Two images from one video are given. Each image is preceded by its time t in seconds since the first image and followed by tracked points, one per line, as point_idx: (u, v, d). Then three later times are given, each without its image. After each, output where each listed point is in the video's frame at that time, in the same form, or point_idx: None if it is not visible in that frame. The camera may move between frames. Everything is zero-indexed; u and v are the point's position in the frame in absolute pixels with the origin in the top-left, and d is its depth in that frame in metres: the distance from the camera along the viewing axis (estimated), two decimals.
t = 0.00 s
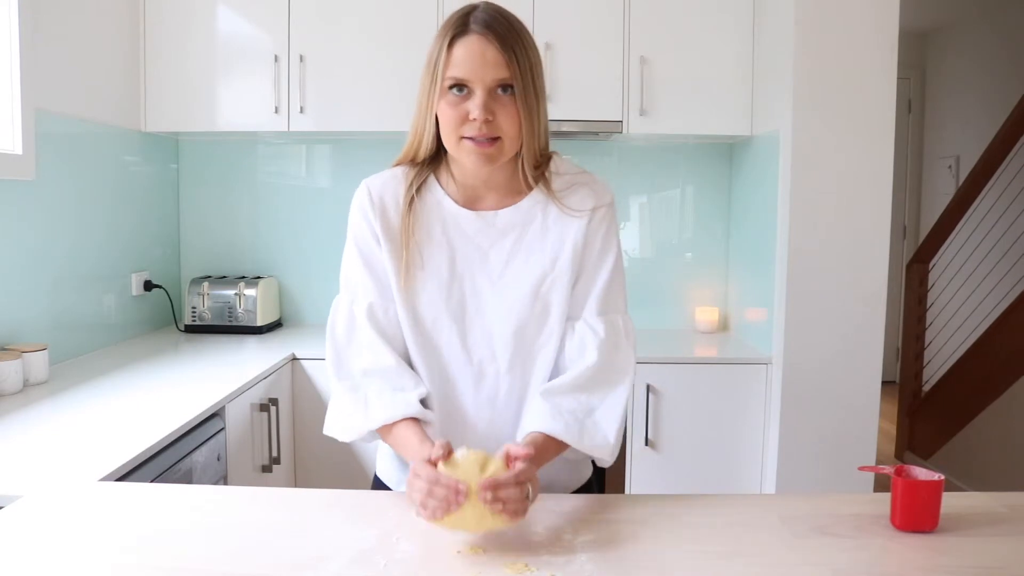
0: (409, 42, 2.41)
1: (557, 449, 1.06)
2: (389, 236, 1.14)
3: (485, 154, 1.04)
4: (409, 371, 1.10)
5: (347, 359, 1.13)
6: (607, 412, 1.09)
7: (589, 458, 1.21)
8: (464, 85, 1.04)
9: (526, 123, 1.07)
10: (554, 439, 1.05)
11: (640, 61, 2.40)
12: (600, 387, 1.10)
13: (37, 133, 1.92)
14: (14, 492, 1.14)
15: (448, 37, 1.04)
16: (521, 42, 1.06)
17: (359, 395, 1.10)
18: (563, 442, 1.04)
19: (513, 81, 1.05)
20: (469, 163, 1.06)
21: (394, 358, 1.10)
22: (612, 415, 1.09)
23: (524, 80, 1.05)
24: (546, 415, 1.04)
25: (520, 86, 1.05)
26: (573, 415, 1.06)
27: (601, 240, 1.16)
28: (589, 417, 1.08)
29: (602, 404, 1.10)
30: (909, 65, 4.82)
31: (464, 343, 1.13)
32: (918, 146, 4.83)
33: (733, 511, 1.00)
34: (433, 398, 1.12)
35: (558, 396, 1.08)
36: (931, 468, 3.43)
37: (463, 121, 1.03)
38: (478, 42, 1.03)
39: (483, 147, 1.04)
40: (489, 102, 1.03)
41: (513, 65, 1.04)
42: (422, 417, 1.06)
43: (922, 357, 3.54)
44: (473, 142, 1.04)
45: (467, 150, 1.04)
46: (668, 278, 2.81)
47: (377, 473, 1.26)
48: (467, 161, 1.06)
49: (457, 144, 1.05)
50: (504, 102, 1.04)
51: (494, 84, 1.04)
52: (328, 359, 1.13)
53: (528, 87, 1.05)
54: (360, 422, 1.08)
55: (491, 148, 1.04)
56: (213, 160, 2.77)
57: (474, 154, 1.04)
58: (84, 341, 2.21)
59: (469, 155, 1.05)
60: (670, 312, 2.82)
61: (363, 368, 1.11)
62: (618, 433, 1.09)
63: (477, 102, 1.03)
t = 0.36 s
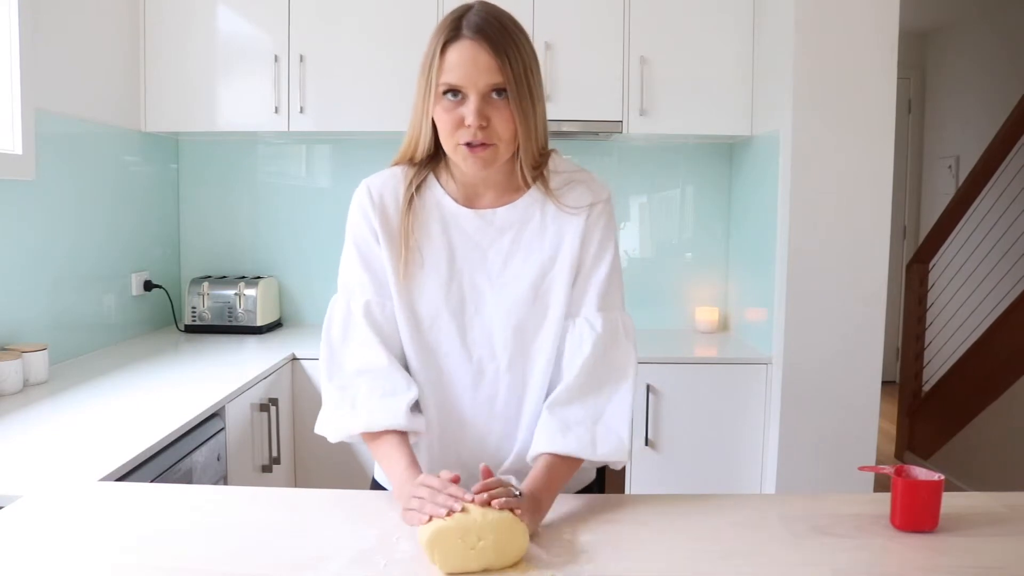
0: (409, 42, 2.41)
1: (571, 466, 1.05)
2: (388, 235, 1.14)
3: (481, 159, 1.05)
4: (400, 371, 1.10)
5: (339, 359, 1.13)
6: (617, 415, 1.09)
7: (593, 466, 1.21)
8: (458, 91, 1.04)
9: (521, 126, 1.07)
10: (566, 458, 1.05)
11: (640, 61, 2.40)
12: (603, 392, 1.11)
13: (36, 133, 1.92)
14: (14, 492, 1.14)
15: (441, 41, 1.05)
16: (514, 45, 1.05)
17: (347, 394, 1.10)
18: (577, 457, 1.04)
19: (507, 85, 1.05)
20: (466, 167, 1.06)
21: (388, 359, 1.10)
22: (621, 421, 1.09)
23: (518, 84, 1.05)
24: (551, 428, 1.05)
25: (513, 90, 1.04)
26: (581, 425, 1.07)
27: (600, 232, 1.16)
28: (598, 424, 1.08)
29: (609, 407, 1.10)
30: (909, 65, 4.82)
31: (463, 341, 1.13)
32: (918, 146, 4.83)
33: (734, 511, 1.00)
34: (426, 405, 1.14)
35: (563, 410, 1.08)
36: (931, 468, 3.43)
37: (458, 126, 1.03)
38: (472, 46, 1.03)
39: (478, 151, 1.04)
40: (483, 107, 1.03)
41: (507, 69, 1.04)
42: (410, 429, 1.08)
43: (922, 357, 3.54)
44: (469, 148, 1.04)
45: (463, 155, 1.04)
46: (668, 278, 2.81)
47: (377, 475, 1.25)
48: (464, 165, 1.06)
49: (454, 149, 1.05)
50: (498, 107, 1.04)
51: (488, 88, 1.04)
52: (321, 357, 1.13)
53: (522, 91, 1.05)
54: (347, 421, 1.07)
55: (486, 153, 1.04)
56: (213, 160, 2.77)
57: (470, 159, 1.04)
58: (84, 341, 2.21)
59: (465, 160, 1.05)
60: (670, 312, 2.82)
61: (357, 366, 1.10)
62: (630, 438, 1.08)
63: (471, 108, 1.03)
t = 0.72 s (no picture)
0: (409, 42, 2.41)
1: (559, 455, 1.05)
2: (386, 236, 1.14)
3: (480, 166, 1.05)
4: (404, 375, 1.09)
5: (339, 364, 1.12)
6: (608, 410, 1.09)
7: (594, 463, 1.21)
8: (456, 98, 1.03)
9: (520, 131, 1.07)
10: (555, 446, 1.04)
11: (640, 61, 2.40)
12: (598, 385, 1.10)
13: (36, 133, 1.92)
14: (14, 492, 1.14)
15: (436, 46, 1.04)
16: (510, 48, 1.04)
17: (349, 399, 1.10)
18: (566, 445, 1.04)
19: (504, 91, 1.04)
20: (465, 173, 1.06)
21: (388, 361, 1.09)
22: (611, 413, 1.09)
23: (516, 89, 1.04)
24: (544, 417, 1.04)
25: (511, 95, 1.04)
26: (573, 416, 1.06)
27: (599, 233, 1.16)
28: (590, 416, 1.08)
29: (601, 401, 1.09)
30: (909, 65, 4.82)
31: (464, 341, 1.13)
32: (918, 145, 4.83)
33: (733, 510, 1.00)
34: (428, 404, 1.14)
35: (556, 399, 1.07)
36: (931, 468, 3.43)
37: (457, 133, 1.03)
38: (468, 53, 1.02)
39: (477, 157, 1.04)
40: (482, 114, 1.03)
41: (504, 74, 1.03)
42: (415, 426, 1.06)
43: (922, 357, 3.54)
44: (468, 155, 1.04)
45: (462, 162, 1.05)
46: (668, 278, 2.81)
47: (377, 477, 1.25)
48: (464, 172, 1.06)
49: (453, 156, 1.05)
50: (497, 111, 1.04)
51: (486, 95, 1.03)
52: (320, 361, 1.12)
53: (520, 96, 1.05)
54: (352, 426, 1.07)
55: (485, 160, 1.05)
56: (213, 160, 2.77)
57: (470, 166, 1.04)
58: (84, 341, 2.21)
59: (465, 167, 1.05)
60: (670, 311, 2.82)
61: (357, 370, 1.10)
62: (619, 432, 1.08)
63: (470, 115, 1.02)
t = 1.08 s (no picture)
0: (409, 42, 2.41)
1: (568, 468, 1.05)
2: (387, 230, 1.14)
3: (487, 163, 1.04)
4: (403, 372, 1.09)
5: (338, 358, 1.12)
6: (617, 411, 1.08)
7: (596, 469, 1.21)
8: (463, 93, 1.03)
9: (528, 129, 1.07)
10: (564, 456, 1.04)
11: (640, 61, 2.40)
12: (607, 390, 1.10)
13: (36, 133, 1.92)
14: (14, 492, 1.14)
15: (444, 39, 1.04)
16: (518, 43, 1.05)
17: (347, 393, 1.09)
18: (575, 455, 1.04)
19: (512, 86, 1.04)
20: (471, 171, 1.06)
21: (389, 355, 1.09)
22: (623, 415, 1.07)
23: (523, 84, 1.04)
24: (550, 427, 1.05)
25: (519, 90, 1.04)
26: (581, 424, 1.06)
27: (607, 237, 1.15)
28: (598, 422, 1.07)
29: (610, 405, 1.09)
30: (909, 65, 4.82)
31: (465, 340, 1.13)
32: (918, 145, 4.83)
33: (733, 510, 1.00)
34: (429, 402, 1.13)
35: (563, 409, 1.07)
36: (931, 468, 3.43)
37: (464, 129, 1.03)
38: (476, 46, 1.02)
39: (484, 155, 1.04)
40: (489, 109, 1.03)
41: (512, 69, 1.03)
42: (413, 428, 1.07)
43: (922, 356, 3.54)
44: (476, 152, 1.04)
45: (470, 159, 1.04)
46: (668, 278, 2.81)
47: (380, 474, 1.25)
48: (470, 170, 1.06)
49: (459, 153, 1.05)
50: (504, 107, 1.04)
51: (493, 89, 1.03)
52: (319, 352, 1.12)
53: (527, 91, 1.05)
54: (349, 423, 1.07)
55: (492, 157, 1.04)
56: (213, 160, 2.77)
57: (477, 164, 1.04)
58: (84, 341, 2.21)
59: (472, 165, 1.05)
60: (670, 311, 2.82)
61: (355, 364, 1.10)
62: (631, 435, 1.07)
63: (477, 110, 1.02)
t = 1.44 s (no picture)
0: (409, 42, 2.41)
1: (571, 450, 1.06)
2: (394, 229, 1.14)
3: (496, 153, 1.05)
4: (400, 366, 1.10)
5: (336, 355, 1.12)
6: (620, 403, 1.08)
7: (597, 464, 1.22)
8: (473, 87, 1.04)
9: (536, 123, 1.07)
10: (567, 440, 1.05)
11: (640, 61, 2.40)
12: (612, 380, 1.10)
13: (37, 133, 1.92)
14: (14, 492, 1.14)
15: (453, 36, 1.04)
16: (527, 39, 1.05)
17: (345, 387, 1.10)
18: (578, 439, 1.04)
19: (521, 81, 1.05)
20: (480, 161, 1.06)
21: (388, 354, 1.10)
22: (625, 406, 1.08)
23: (533, 78, 1.05)
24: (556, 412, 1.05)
25: (529, 84, 1.04)
26: (585, 412, 1.06)
27: (614, 238, 1.16)
28: (602, 411, 1.08)
29: (615, 396, 1.09)
30: (909, 65, 4.82)
31: (472, 336, 1.13)
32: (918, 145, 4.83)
33: (734, 510, 1.00)
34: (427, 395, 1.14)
35: (569, 395, 1.07)
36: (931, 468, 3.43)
37: (474, 121, 1.03)
38: (485, 42, 1.02)
39: (494, 145, 1.04)
40: (498, 102, 1.03)
41: (520, 64, 1.04)
42: (410, 416, 1.07)
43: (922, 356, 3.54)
44: (485, 143, 1.04)
45: (478, 150, 1.04)
46: (668, 278, 2.81)
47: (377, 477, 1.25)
48: (479, 161, 1.06)
49: (468, 144, 1.05)
50: (513, 100, 1.05)
51: (502, 83, 1.04)
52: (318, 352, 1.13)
53: (536, 85, 1.05)
54: (345, 415, 1.08)
55: (501, 147, 1.05)
56: (213, 160, 2.77)
57: (486, 154, 1.04)
58: (84, 341, 2.21)
59: (481, 155, 1.05)
60: (670, 311, 2.82)
61: (354, 360, 1.11)
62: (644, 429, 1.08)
63: (487, 103, 1.03)
